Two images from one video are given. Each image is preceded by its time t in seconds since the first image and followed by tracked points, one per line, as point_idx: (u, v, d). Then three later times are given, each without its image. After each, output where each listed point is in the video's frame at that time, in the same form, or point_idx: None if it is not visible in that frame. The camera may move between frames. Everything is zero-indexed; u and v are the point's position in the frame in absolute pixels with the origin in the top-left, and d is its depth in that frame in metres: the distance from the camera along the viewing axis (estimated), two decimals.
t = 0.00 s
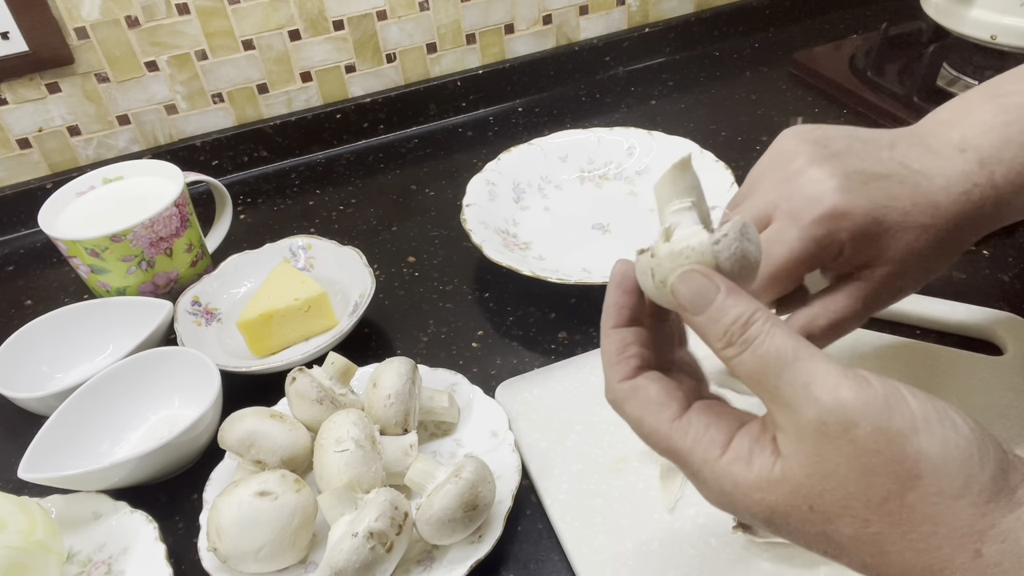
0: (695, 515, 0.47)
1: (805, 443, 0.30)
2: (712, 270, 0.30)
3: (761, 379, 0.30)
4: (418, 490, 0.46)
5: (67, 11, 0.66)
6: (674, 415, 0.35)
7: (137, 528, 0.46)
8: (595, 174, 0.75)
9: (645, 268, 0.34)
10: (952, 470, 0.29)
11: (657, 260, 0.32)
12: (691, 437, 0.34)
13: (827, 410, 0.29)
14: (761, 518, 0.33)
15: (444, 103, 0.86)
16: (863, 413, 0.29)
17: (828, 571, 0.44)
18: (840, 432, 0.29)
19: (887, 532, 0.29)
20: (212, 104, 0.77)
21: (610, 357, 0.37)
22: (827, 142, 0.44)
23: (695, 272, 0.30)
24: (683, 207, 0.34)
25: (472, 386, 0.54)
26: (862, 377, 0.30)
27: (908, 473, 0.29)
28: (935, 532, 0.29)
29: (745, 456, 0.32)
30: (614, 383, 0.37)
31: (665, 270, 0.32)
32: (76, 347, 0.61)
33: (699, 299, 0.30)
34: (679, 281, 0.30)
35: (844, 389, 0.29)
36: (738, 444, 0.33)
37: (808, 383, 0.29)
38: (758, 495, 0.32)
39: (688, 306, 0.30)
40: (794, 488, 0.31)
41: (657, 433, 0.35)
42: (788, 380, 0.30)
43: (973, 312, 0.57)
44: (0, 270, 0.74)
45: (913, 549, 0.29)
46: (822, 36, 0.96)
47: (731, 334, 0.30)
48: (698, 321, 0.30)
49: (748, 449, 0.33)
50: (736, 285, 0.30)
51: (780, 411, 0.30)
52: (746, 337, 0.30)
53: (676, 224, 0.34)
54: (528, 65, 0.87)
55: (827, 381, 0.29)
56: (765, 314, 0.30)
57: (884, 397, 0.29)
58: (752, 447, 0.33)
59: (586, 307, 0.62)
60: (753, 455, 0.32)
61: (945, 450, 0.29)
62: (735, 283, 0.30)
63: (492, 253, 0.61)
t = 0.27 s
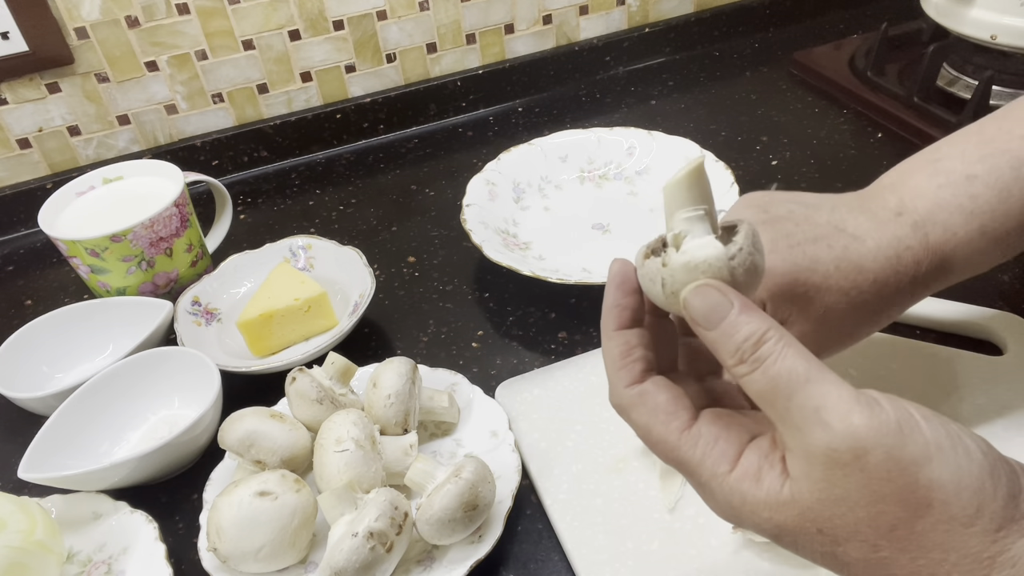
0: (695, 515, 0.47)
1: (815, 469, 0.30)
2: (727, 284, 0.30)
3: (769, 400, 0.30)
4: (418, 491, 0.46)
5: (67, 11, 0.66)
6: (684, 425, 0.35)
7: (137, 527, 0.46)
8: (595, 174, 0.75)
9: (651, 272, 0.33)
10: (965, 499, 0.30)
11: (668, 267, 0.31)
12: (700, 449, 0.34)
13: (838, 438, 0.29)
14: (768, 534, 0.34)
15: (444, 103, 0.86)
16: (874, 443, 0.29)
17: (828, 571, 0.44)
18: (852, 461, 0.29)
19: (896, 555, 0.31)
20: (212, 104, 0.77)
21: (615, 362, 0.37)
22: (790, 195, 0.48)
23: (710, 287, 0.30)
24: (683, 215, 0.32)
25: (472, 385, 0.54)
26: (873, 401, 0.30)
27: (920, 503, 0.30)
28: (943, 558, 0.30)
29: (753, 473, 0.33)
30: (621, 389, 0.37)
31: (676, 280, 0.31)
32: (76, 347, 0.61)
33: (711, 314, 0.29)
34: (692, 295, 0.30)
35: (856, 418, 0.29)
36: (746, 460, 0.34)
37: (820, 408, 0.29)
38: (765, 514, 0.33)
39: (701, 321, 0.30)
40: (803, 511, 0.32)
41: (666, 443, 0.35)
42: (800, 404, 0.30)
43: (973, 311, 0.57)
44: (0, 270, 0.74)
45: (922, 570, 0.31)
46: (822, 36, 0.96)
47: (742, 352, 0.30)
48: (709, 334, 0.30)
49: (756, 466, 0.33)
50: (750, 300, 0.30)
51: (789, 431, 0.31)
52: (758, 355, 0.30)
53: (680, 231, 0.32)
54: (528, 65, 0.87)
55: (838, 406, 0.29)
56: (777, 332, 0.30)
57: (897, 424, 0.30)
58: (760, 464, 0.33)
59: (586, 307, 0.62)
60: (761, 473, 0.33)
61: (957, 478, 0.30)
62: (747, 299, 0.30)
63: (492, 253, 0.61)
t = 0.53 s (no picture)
0: (695, 516, 0.47)
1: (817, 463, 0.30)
2: (740, 281, 0.31)
3: (775, 394, 0.31)
4: (418, 491, 0.46)
5: (67, 11, 0.66)
6: (682, 423, 0.35)
7: (137, 527, 0.46)
8: (595, 174, 0.75)
9: (661, 268, 0.33)
10: (963, 499, 0.30)
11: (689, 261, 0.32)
12: (696, 448, 0.35)
13: (843, 432, 0.29)
14: (767, 534, 0.34)
15: (444, 103, 0.86)
16: (878, 438, 0.29)
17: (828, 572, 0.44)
18: (855, 457, 0.29)
19: (894, 555, 0.31)
20: (212, 104, 0.77)
21: (612, 363, 0.38)
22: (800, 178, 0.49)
23: (724, 285, 0.30)
24: (693, 213, 0.33)
25: (472, 386, 0.54)
26: (878, 397, 0.30)
27: (921, 501, 0.29)
28: (941, 559, 0.30)
29: (752, 471, 0.33)
30: (619, 389, 0.37)
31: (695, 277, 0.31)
32: (76, 347, 0.61)
33: (726, 310, 0.30)
34: (710, 292, 0.30)
35: (862, 412, 0.29)
36: (745, 457, 0.34)
37: (826, 401, 0.30)
38: (764, 513, 0.33)
39: (715, 317, 0.31)
40: (802, 508, 0.32)
41: (664, 442, 0.36)
42: (806, 397, 0.30)
43: (973, 312, 0.57)
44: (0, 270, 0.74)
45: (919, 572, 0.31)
46: (822, 36, 0.96)
47: (753, 346, 0.30)
48: (721, 330, 0.31)
49: (755, 465, 0.33)
50: (762, 297, 0.31)
51: (793, 426, 0.31)
52: (768, 350, 0.30)
53: (690, 229, 0.33)
54: (528, 65, 0.87)
55: (843, 400, 0.29)
56: (787, 329, 0.30)
57: (902, 421, 0.30)
58: (759, 463, 0.33)
59: (586, 307, 0.62)
60: (761, 471, 0.33)
61: (957, 478, 0.30)
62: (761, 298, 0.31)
63: (492, 253, 0.61)
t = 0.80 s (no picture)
0: (695, 516, 0.47)
1: (829, 435, 0.30)
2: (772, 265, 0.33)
3: (794, 367, 0.30)
4: (418, 490, 0.46)
5: (67, 11, 0.66)
6: (686, 413, 0.35)
7: (137, 528, 0.46)
8: (595, 174, 0.75)
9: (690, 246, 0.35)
10: (970, 478, 0.28)
11: (718, 232, 0.35)
12: (701, 437, 0.34)
13: (858, 404, 0.29)
14: (771, 519, 0.33)
15: (444, 103, 0.86)
16: (894, 411, 0.28)
17: (828, 572, 0.44)
18: (867, 427, 0.29)
19: (897, 534, 0.29)
20: (212, 104, 0.77)
21: (619, 352, 0.38)
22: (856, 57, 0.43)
23: (754, 261, 0.32)
24: (707, 198, 0.37)
25: (472, 386, 0.54)
26: (895, 375, 0.30)
27: (929, 477, 0.28)
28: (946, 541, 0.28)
29: (760, 454, 0.33)
30: (625, 377, 0.38)
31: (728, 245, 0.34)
32: (76, 347, 0.61)
33: (753, 282, 0.32)
34: (740, 264, 0.32)
35: (880, 385, 0.29)
36: (752, 440, 0.33)
37: (845, 373, 0.29)
38: (771, 494, 0.32)
39: (741, 290, 0.32)
40: (808, 484, 0.31)
41: (668, 430, 0.36)
42: (826, 368, 0.30)
43: (973, 312, 0.57)
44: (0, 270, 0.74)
45: (921, 557, 0.29)
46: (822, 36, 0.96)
47: (777, 319, 0.31)
48: (746, 304, 0.32)
49: (763, 447, 0.33)
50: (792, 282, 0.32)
51: (808, 399, 0.30)
52: (792, 323, 0.31)
53: (707, 212, 0.36)
54: (527, 65, 0.87)
55: (860, 374, 0.29)
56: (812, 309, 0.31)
57: (917, 397, 0.29)
58: (767, 445, 0.33)
59: (586, 307, 0.62)
60: (769, 453, 0.32)
61: (964, 457, 0.28)
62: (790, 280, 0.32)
63: (492, 253, 0.61)
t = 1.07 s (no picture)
0: (695, 515, 0.47)
1: (840, 423, 0.29)
2: (785, 256, 0.33)
3: (806, 356, 0.30)
4: (418, 490, 0.46)
5: (67, 11, 0.66)
6: (689, 409, 0.35)
7: (137, 528, 0.46)
8: (595, 174, 0.75)
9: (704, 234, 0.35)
10: (981, 469, 0.28)
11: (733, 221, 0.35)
12: (705, 433, 0.34)
13: (871, 393, 0.29)
14: (779, 512, 0.33)
15: (444, 103, 0.86)
16: (907, 400, 0.29)
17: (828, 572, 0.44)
18: (880, 416, 0.29)
19: (906, 526, 0.29)
20: (212, 104, 0.77)
21: (621, 348, 0.37)
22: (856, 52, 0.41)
23: (769, 252, 0.33)
24: (718, 191, 0.37)
25: (472, 386, 0.54)
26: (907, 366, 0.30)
27: (941, 467, 0.28)
28: (955, 533, 0.28)
29: (767, 448, 0.32)
30: (625, 374, 0.37)
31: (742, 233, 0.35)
32: (76, 347, 0.61)
33: (767, 271, 0.32)
34: (753, 254, 0.33)
35: (893, 375, 0.29)
36: (759, 434, 0.33)
37: (859, 363, 0.29)
38: (779, 486, 0.32)
39: (753, 278, 0.32)
40: (817, 475, 0.31)
41: (671, 428, 0.35)
42: (839, 357, 0.30)
43: (973, 312, 0.57)
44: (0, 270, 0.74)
45: (930, 547, 0.29)
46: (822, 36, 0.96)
47: (791, 307, 0.31)
48: (759, 294, 0.32)
49: (770, 441, 0.33)
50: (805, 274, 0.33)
51: (818, 389, 0.30)
52: (806, 312, 0.30)
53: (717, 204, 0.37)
54: (527, 65, 0.87)
55: (873, 363, 0.29)
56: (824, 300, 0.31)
57: (929, 388, 0.29)
58: (774, 438, 0.32)
59: (586, 307, 0.62)
60: (776, 446, 0.32)
61: (975, 447, 0.29)
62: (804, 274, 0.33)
63: (492, 253, 0.61)
